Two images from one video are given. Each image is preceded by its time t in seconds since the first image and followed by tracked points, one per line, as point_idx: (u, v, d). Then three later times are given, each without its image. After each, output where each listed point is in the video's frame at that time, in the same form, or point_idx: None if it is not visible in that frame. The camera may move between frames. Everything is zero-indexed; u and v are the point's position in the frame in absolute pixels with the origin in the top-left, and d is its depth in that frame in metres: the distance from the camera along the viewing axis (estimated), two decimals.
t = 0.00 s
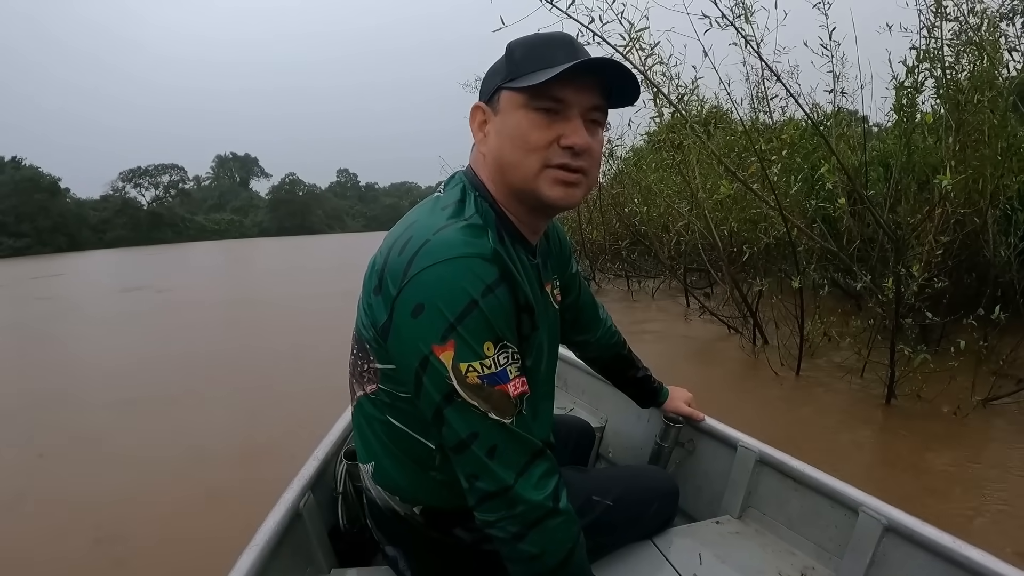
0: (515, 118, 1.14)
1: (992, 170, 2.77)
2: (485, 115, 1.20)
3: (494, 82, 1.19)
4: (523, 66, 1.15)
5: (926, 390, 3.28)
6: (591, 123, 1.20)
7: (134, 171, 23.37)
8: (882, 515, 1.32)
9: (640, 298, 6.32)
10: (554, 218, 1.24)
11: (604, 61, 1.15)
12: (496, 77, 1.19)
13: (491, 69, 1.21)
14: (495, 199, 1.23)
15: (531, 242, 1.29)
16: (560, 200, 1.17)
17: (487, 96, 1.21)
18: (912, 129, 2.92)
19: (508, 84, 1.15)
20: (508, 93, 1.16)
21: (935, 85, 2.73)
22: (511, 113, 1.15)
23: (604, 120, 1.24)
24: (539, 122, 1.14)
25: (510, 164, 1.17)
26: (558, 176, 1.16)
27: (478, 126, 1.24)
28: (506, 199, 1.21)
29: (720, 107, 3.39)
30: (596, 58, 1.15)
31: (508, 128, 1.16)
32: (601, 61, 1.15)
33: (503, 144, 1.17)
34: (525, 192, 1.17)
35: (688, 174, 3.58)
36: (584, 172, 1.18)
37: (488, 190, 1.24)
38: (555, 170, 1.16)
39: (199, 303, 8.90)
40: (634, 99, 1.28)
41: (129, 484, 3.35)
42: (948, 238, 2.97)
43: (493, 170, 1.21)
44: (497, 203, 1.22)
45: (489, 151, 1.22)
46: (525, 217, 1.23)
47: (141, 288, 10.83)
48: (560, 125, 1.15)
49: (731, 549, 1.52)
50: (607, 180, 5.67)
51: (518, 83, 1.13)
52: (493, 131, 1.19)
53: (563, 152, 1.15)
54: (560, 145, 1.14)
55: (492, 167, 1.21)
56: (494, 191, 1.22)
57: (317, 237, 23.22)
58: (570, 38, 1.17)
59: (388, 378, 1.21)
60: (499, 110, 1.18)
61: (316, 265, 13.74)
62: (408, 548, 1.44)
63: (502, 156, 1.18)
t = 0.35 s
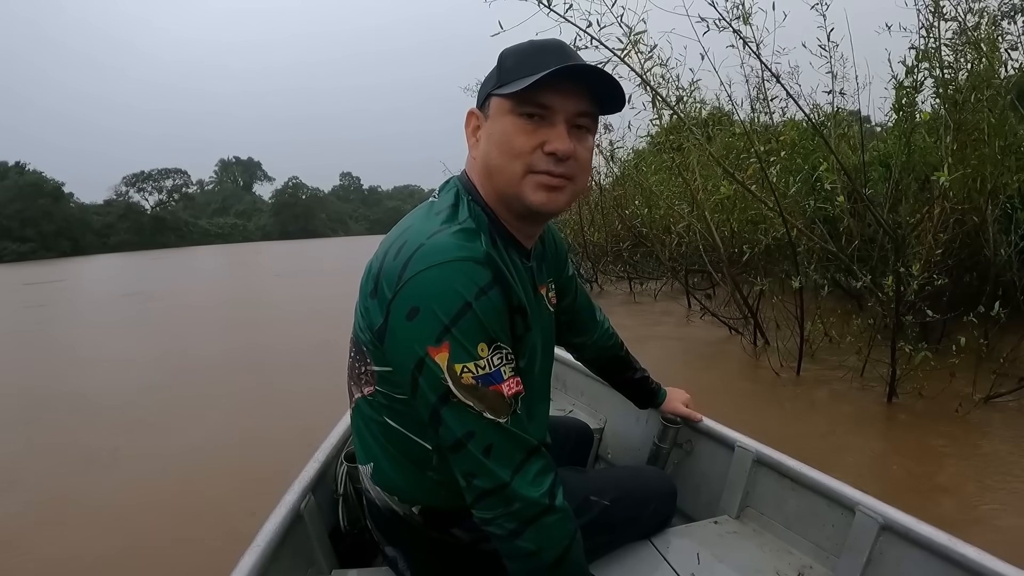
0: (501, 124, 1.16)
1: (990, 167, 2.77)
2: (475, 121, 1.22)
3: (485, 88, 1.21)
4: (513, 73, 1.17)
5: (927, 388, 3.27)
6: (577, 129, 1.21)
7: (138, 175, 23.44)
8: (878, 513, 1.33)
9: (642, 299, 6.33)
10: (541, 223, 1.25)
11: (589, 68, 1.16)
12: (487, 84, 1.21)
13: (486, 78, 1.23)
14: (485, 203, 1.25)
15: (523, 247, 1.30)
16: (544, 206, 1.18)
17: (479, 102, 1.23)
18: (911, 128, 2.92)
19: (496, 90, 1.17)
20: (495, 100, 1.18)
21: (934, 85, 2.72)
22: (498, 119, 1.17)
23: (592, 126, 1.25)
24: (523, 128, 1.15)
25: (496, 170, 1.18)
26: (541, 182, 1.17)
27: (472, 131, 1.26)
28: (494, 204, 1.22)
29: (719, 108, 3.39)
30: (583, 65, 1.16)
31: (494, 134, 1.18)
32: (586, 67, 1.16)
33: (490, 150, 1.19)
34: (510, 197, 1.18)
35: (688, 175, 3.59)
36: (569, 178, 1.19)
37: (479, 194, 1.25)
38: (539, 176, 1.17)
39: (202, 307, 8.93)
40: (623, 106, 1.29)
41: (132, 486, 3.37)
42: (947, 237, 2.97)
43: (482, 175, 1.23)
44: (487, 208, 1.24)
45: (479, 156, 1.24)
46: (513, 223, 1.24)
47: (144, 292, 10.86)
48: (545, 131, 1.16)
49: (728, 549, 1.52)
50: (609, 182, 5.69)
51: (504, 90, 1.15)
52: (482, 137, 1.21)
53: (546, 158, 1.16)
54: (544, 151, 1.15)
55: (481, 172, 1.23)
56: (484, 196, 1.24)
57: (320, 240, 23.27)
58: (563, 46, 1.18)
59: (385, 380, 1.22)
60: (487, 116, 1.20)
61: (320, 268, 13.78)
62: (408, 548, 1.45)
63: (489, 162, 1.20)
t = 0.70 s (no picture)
0: (503, 125, 1.17)
1: (992, 171, 2.77)
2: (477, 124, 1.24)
3: (486, 91, 1.22)
4: (512, 76, 1.18)
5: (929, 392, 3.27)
6: (579, 130, 1.23)
7: (143, 176, 23.54)
8: (876, 514, 1.34)
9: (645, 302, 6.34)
10: (544, 225, 1.26)
11: (588, 66, 1.17)
12: (488, 87, 1.22)
13: (486, 83, 1.24)
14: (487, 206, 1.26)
15: (526, 249, 1.31)
16: (547, 207, 1.19)
17: (481, 105, 1.25)
18: (914, 132, 2.92)
19: (497, 92, 1.19)
20: (496, 102, 1.19)
21: (936, 89, 2.73)
22: (500, 121, 1.18)
23: (593, 126, 1.26)
24: (526, 129, 1.17)
25: (499, 171, 1.20)
26: (545, 183, 1.18)
27: (473, 135, 1.27)
28: (497, 206, 1.24)
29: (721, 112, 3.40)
30: (582, 64, 1.18)
31: (496, 136, 1.19)
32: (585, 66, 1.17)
33: (492, 152, 1.20)
34: (514, 198, 1.20)
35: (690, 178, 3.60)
36: (572, 178, 1.20)
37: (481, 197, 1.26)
38: (542, 177, 1.18)
39: (207, 307, 8.97)
40: (624, 105, 1.30)
41: (136, 486, 3.38)
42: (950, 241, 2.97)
43: (484, 178, 1.24)
44: (489, 211, 1.25)
45: (481, 159, 1.25)
46: (516, 225, 1.25)
47: (150, 292, 10.92)
48: (547, 131, 1.17)
49: (727, 550, 1.54)
50: (612, 185, 5.69)
51: (506, 91, 1.17)
52: (485, 140, 1.22)
53: (550, 158, 1.17)
54: (547, 152, 1.16)
55: (484, 175, 1.24)
56: (486, 199, 1.25)
57: (325, 241, 23.32)
58: (562, 47, 1.19)
59: (385, 383, 1.23)
60: (489, 118, 1.21)
61: (324, 269, 13.81)
62: (408, 547, 1.46)
63: (492, 164, 1.21)
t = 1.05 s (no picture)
0: (509, 130, 1.18)
1: (996, 174, 2.77)
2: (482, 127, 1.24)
3: (491, 93, 1.23)
4: (518, 78, 1.19)
5: (931, 395, 3.27)
6: (584, 134, 1.23)
7: (148, 174, 23.59)
8: (876, 516, 1.34)
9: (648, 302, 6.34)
10: (548, 229, 1.27)
11: (595, 71, 1.18)
12: (493, 88, 1.23)
13: (490, 82, 1.25)
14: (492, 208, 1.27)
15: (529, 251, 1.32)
16: (552, 212, 1.20)
17: (485, 106, 1.25)
18: (917, 135, 2.91)
19: (503, 95, 1.19)
20: (502, 105, 1.20)
21: (939, 92, 2.72)
22: (506, 125, 1.19)
23: (598, 130, 1.27)
24: (532, 135, 1.17)
25: (504, 176, 1.21)
26: (551, 188, 1.19)
27: (478, 136, 1.28)
28: (502, 208, 1.24)
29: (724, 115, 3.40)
30: (589, 68, 1.19)
31: (502, 140, 1.20)
32: (592, 71, 1.18)
33: (498, 156, 1.21)
34: (518, 203, 1.21)
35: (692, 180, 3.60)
36: (577, 183, 1.21)
37: (485, 199, 1.27)
38: (547, 182, 1.19)
39: (210, 306, 9.00)
40: (630, 109, 1.30)
41: (139, 484, 3.40)
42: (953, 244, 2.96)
43: (489, 180, 1.25)
44: (493, 214, 1.26)
45: (485, 161, 1.26)
46: (520, 228, 1.26)
47: (153, 290, 10.95)
48: (553, 137, 1.18)
49: (728, 550, 1.54)
50: (615, 186, 5.70)
51: (512, 95, 1.17)
52: (489, 142, 1.23)
53: (555, 164, 1.18)
54: (552, 158, 1.17)
55: (488, 178, 1.25)
56: (490, 202, 1.26)
57: (328, 240, 23.36)
58: (568, 49, 1.20)
59: (388, 383, 1.24)
60: (495, 121, 1.22)
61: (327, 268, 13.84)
62: (410, 546, 1.47)
63: (497, 168, 1.22)
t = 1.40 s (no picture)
0: (508, 134, 1.18)
1: (992, 176, 2.77)
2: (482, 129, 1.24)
3: (491, 95, 1.23)
4: (519, 81, 1.19)
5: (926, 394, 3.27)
6: (583, 142, 1.23)
7: (146, 171, 23.52)
8: (871, 515, 1.35)
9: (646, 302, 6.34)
10: (544, 233, 1.27)
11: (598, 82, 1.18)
12: (493, 90, 1.22)
13: (491, 82, 1.25)
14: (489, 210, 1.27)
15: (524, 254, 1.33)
16: (549, 218, 1.20)
17: (485, 107, 1.25)
18: (914, 137, 2.92)
19: (503, 100, 1.19)
20: (502, 109, 1.20)
21: (936, 94, 2.72)
22: (505, 129, 1.19)
23: (598, 137, 1.27)
24: (530, 141, 1.17)
25: (502, 180, 1.21)
26: (548, 195, 1.19)
27: (476, 137, 1.28)
28: (500, 212, 1.24)
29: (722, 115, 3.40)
30: (591, 77, 1.19)
31: (501, 144, 1.20)
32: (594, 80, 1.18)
33: (496, 160, 1.21)
34: (516, 208, 1.21)
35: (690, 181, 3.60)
36: (575, 190, 1.21)
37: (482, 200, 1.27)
38: (544, 189, 1.19)
39: (208, 303, 8.98)
40: (631, 118, 1.30)
41: (135, 482, 3.39)
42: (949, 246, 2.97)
43: (487, 183, 1.25)
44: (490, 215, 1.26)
45: (484, 163, 1.26)
46: (516, 232, 1.27)
47: (151, 287, 10.93)
48: (552, 144, 1.18)
49: (723, 550, 1.55)
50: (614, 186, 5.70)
51: (513, 100, 1.17)
52: (488, 145, 1.23)
53: (553, 171, 1.18)
54: (550, 165, 1.17)
55: (486, 180, 1.25)
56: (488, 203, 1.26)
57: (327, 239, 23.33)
58: (571, 53, 1.20)
59: (384, 383, 1.24)
60: (494, 124, 1.22)
61: (326, 266, 13.83)
62: (406, 545, 1.47)
63: (496, 171, 1.22)
